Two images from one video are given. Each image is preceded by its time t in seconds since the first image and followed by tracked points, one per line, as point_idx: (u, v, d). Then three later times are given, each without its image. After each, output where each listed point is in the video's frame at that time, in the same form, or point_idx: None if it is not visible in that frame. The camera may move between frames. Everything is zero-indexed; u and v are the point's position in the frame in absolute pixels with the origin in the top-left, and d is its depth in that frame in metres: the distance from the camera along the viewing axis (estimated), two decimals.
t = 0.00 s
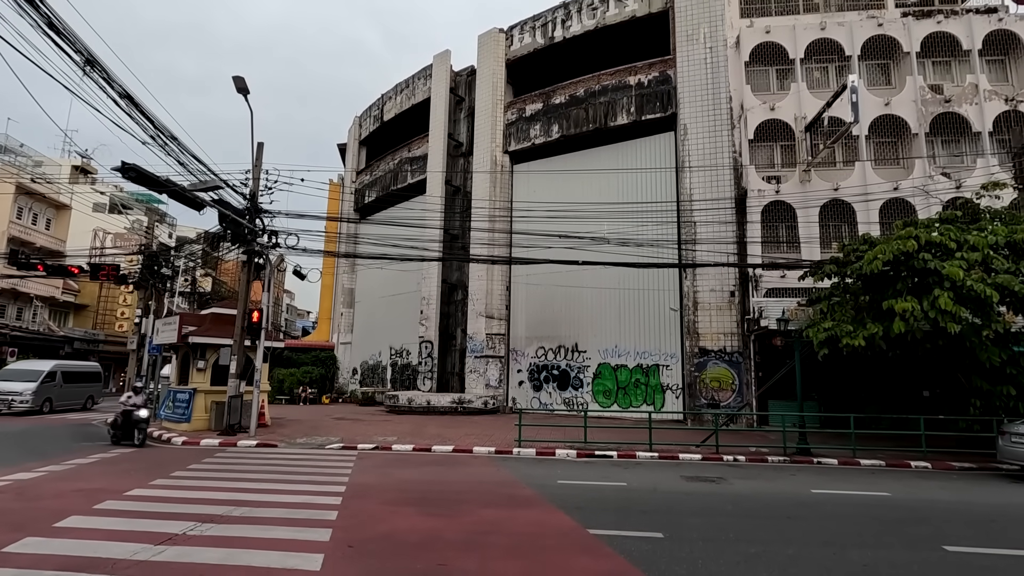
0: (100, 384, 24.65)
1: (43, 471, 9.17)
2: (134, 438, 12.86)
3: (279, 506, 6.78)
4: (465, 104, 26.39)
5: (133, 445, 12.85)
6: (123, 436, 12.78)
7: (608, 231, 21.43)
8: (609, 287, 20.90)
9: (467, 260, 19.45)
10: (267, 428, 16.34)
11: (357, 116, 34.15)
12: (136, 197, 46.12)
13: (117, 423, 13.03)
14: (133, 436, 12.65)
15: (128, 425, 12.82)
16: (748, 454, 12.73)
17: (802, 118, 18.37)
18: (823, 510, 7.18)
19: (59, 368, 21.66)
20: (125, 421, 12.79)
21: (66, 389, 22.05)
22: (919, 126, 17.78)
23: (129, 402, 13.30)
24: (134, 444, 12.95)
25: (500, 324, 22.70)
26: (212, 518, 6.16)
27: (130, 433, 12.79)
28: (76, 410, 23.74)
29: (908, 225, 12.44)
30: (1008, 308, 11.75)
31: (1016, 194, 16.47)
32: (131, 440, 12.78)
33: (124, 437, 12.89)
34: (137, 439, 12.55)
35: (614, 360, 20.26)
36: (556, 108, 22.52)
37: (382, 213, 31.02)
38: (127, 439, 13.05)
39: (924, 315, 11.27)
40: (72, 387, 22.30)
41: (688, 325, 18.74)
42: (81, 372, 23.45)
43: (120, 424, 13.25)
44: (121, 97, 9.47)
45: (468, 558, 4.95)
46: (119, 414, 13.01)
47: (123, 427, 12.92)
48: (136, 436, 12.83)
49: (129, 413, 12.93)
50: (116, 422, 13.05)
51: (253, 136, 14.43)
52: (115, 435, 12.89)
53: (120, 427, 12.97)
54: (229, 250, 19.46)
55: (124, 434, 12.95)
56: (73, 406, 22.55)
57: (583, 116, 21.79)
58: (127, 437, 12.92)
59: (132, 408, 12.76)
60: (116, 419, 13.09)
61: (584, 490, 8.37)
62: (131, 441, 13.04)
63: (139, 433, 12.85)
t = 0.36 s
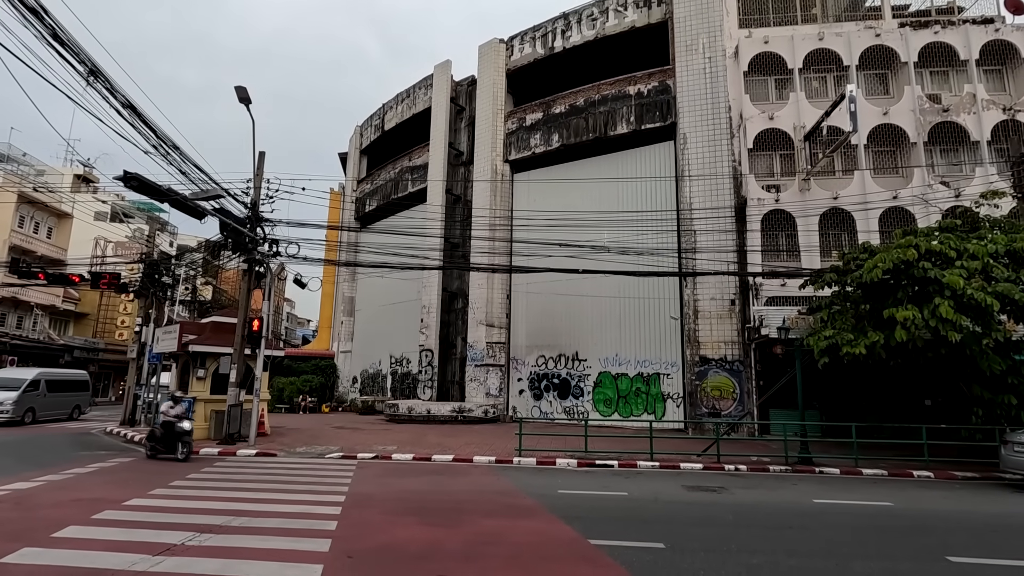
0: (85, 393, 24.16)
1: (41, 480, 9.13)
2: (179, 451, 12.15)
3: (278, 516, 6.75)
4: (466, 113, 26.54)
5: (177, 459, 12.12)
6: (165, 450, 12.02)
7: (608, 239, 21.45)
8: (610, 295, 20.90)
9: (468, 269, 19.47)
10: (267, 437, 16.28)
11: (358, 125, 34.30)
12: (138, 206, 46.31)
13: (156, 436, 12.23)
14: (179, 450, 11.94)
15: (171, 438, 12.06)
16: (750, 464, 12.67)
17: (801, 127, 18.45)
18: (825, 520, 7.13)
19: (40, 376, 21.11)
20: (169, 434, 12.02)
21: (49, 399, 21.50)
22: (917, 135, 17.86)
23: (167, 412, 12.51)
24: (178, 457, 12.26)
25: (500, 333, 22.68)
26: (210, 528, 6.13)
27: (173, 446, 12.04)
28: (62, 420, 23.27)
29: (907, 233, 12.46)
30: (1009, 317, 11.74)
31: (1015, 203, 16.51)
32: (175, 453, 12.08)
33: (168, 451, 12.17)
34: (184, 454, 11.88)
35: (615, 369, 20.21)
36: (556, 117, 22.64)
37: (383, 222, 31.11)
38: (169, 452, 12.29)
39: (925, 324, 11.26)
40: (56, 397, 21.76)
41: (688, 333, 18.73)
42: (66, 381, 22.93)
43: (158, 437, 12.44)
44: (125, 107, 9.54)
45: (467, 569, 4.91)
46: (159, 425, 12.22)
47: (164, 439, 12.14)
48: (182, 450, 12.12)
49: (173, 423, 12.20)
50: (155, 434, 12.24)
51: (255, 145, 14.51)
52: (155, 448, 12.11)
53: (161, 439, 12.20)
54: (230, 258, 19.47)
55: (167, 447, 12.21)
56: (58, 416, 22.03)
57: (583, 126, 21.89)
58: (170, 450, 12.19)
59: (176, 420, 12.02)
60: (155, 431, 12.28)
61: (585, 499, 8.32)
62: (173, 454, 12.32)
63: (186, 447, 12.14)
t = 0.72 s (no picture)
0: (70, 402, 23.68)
1: (38, 491, 9.08)
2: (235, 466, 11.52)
3: (276, 527, 6.70)
4: (466, 123, 26.69)
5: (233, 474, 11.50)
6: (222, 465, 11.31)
7: (608, 249, 21.47)
8: (610, 304, 20.89)
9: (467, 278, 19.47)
10: (266, 447, 16.21)
11: (359, 135, 34.46)
12: (139, 215, 46.48)
13: (207, 449, 11.45)
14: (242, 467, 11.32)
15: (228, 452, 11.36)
16: (751, 474, 12.60)
17: (800, 137, 18.53)
18: (827, 531, 7.10)
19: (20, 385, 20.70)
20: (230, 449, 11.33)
21: (28, 408, 20.95)
22: (915, 145, 17.94)
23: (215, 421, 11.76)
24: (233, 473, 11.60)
25: (500, 342, 22.64)
26: (208, 539, 6.09)
27: (232, 461, 11.35)
28: (44, 431, 22.72)
29: (907, 242, 12.47)
30: (1009, 326, 11.73)
31: (1013, 212, 16.55)
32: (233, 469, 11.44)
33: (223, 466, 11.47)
34: (247, 469, 11.30)
35: (615, 378, 20.16)
36: (556, 127, 22.75)
37: (383, 231, 31.16)
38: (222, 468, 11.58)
39: (925, 333, 11.26)
40: (36, 406, 21.24)
41: (689, 343, 18.70)
42: (48, 391, 22.44)
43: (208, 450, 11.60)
44: (126, 117, 9.58)
45: None
46: (210, 436, 11.44)
47: (220, 453, 11.41)
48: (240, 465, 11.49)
49: (229, 434, 11.54)
50: (207, 447, 11.46)
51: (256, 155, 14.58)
52: (208, 462, 11.35)
53: (214, 453, 11.48)
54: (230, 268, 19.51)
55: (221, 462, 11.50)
56: (40, 426, 21.53)
57: (583, 136, 21.99)
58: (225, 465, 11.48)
59: (236, 431, 11.40)
60: (205, 443, 11.49)
61: (586, 510, 8.27)
62: (227, 468, 11.63)
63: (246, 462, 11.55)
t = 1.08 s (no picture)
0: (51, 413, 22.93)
1: (35, 502, 9.02)
2: (306, 481, 10.90)
3: (275, 538, 6.65)
4: (466, 133, 26.84)
5: (305, 491, 10.87)
6: (293, 481, 10.72)
7: (608, 258, 21.49)
8: (610, 314, 20.88)
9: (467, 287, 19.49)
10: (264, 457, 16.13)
11: (360, 145, 34.61)
12: (139, 225, 46.55)
13: (274, 464, 10.87)
14: (315, 481, 10.70)
15: (298, 465, 10.77)
16: (752, 485, 12.52)
17: (798, 147, 18.62)
18: (829, 542, 7.06)
19: (2, 394, 20.27)
20: (301, 463, 10.75)
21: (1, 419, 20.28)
22: (914, 155, 18.02)
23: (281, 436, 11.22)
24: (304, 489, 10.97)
25: (500, 352, 22.60)
26: (205, 551, 6.03)
27: (305, 476, 10.79)
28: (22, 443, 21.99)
29: (906, 252, 12.49)
30: (1009, 335, 11.71)
31: (1012, 222, 16.60)
32: (305, 485, 10.83)
33: (293, 482, 10.86)
34: (320, 484, 10.68)
35: (615, 388, 20.10)
36: (556, 138, 22.86)
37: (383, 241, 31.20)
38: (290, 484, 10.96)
39: (926, 342, 11.24)
40: (13, 416, 20.63)
41: (689, 352, 18.66)
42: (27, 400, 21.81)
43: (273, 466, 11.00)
44: (129, 127, 9.64)
45: None
46: (278, 450, 10.88)
47: (288, 467, 10.82)
48: (313, 480, 10.88)
49: (298, 447, 10.97)
50: (274, 462, 10.89)
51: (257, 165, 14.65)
52: (276, 478, 10.75)
53: (282, 468, 10.90)
54: (229, 277, 19.51)
55: (290, 478, 10.90)
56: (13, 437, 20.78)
57: (583, 146, 22.08)
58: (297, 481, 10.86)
59: (306, 443, 10.85)
60: (271, 458, 10.93)
61: (586, 521, 8.21)
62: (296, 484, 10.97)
63: (318, 477, 10.93)
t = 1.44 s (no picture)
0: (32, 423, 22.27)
1: (31, 512, 8.96)
2: (390, 496, 10.24)
3: (273, 549, 6.59)
4: (466, 143, 26.96)
5: (390, 506, 10.21)
6: (376, 496, 10.06)
7: (608, 267, 21.50)
8: (610, 323, 20.86)
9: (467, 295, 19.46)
10: (263, 467, 16.05)
11: (360, 154, 34.75)
12: (140, 234, 46.64)
13: (355, 478, 10.28)
14: (400, 495, 10.04)
15: (381, 479, 10.15)
16: (754, 495, 12.44)
17: (797, 156, 18.71)
18: (830, 553, 7.01)
19: None
20: (385, 476, 10.12)
21: None
22: (912, 164, 18.11)
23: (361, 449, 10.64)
24: (389, 505, 10.32)
25: (500, 360, 22.56)
26: (202, 562, 5.98)
27: (390, 491, 10.13)
28: None
29: (905, 261, 12.51)
30: (1010, 344, 11.69)
31: (1011, 230, 16.65)
32: (389, 499, 10.17)
33: (377, 497, 10.23)
34: (406, 500, 10.01)
35: (616, 397, 20.05)
36: (555, 147, 22.95)
37: (383, 249, 31.24)
38: (374, 499, 10.32)
39: (926, 351, 11.23)
40: None
41: (689, 361, 18.63)
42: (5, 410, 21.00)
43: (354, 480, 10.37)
44: (130, 136, 9.67)
45: None
46: (359, 464, 10.30)
47: (370, 482, 10.18)
48: (398, 495, 10.20)
49: (380, 461, 10.36)
50: (355, 476, 10.30)
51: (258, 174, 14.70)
52: (358, 493, 10.11)
53: (364, 483, 10.29)
54: (230, 286, 19.52)
55: (373, 493, 10.28)
56: None
57: (582, 155, 22.16)
58: (381, 496, 10.20)
59: (388, 455, 10.26)
60: (352, 472, 10.36)
61: (586, 531, 8.16)
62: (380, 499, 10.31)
63: (403, 491, 10.25)
